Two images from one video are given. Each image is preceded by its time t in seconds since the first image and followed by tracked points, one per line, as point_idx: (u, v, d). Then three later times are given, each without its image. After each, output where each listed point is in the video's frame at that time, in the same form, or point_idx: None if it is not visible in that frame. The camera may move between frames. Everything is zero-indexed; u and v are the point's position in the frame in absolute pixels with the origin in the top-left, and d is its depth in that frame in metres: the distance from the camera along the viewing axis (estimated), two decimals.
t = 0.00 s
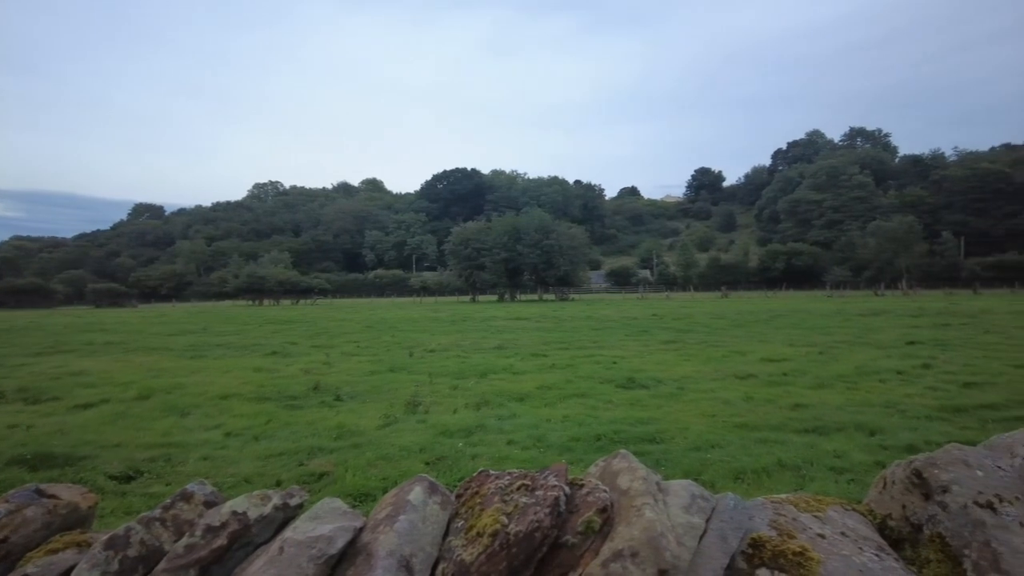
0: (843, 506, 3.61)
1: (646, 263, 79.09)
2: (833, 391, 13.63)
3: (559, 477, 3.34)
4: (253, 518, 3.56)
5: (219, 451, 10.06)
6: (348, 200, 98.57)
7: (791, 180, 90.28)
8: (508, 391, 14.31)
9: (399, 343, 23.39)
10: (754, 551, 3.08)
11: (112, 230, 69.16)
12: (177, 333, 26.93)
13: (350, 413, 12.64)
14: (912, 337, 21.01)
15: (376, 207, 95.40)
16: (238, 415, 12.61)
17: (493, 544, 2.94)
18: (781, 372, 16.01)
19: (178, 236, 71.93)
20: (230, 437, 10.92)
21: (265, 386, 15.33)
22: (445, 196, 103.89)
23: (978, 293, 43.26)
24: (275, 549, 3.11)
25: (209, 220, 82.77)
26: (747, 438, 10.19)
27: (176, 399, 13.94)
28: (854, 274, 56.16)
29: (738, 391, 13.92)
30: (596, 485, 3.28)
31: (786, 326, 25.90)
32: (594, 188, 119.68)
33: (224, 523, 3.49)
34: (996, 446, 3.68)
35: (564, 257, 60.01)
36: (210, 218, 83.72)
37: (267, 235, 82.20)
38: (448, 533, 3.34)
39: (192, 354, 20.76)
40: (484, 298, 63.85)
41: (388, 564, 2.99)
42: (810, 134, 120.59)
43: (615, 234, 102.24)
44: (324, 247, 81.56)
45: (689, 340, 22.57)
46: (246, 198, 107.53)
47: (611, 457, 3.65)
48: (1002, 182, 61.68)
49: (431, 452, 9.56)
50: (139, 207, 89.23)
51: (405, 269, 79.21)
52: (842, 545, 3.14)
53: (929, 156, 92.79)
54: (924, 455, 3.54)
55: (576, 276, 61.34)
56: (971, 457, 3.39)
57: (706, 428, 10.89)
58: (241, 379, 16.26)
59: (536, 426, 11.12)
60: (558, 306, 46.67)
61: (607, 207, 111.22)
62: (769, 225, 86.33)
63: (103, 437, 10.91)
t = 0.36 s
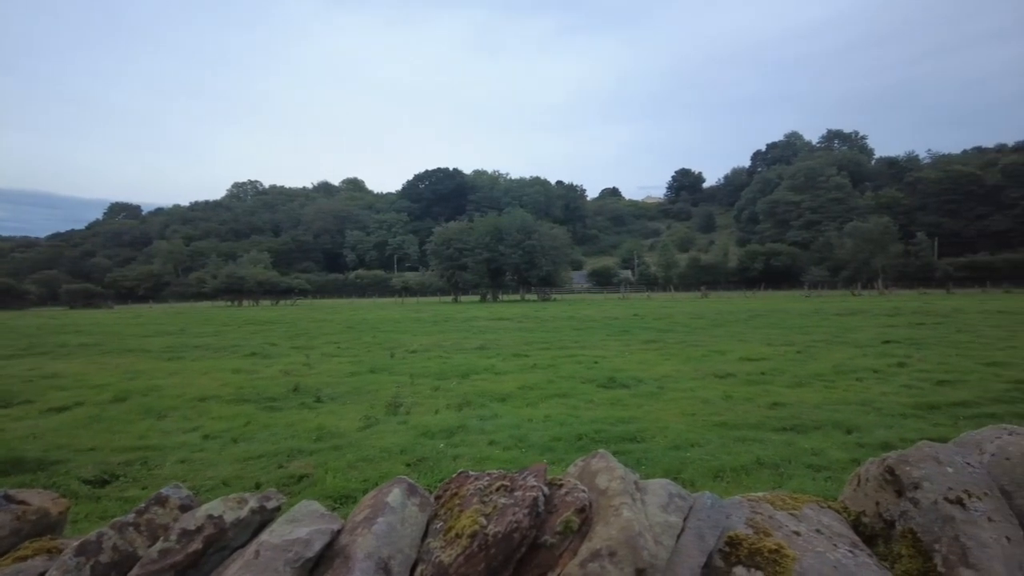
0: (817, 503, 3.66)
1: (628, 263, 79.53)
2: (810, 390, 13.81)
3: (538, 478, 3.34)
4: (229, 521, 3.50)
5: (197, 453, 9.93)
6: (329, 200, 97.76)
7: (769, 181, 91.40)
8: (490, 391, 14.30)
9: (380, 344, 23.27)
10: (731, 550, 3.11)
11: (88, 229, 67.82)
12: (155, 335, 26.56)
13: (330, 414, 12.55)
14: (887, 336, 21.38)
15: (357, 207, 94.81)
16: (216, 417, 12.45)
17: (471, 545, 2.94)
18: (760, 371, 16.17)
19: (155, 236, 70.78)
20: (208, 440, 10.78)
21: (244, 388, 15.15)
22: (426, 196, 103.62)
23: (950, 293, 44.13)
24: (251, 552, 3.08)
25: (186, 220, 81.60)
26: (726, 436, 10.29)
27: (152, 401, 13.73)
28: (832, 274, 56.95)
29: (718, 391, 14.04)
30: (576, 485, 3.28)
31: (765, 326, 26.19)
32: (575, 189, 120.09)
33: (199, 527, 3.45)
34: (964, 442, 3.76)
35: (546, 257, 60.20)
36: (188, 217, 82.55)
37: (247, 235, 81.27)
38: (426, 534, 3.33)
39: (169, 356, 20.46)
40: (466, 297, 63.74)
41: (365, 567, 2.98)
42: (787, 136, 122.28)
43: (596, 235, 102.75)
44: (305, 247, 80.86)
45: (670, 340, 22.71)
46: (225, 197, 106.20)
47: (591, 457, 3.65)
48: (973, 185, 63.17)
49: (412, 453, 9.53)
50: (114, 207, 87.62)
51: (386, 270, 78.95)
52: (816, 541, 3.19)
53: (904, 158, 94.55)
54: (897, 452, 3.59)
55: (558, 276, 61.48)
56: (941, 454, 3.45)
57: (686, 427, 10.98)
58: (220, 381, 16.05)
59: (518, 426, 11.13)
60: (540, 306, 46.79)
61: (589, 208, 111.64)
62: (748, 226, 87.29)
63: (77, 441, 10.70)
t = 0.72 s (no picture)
0: (793, 500, 3.71)
1: (609, 264, 79.95)
2: (789, 389, 13.97)
3: (516, 477, 3.35)
4: (206, 524, 3.45)
5: (174, 456, 9.81)
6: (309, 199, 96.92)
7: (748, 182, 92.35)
8: (472, 392, 14.28)
9: (361, 345, 23.14)
10: (709, 547, 3.14)
11: (61, 227, 66.37)
12: (131, 336, 26.16)
13: (310, 416, 12.45)
14: (863, 335, 21.70)
15: (338, 207, 94.14)
16: (194, 419, 12.29)
17: (450, 545, 2.94)
18: (739, 370, 16.34)
19: (132, 236, 69.56)
20: (186, 442, 10.65)
21: (223, 390, 14.97)
22: (408, 196, 103.25)
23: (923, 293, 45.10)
24: (227, 555, 3.04)
25: (163, 219, 80.32)
26: (706, 435, 10.39)
27: (129, 403, 13.52)
28: (809, 274, 57.70)
29: (698, 390, 14.14)
30: (554, 485, 3.30)
31: (744, 326, 26.47)
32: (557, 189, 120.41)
33: (175, 531, 3.41)
34: (935, 439, 3.83)
35: (528, 257, 60.17)
36: (165, 217, 81.29)
37: (226, 235, 80.27)
38: (405, 535, 3.33)
39: (146, 357, 20.17)
40: (448, 298, 63.58)
41: (345, 567, 2.97)
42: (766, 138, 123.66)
43: (578, 235, 103.08)
44: (284, 247, 79.98)
45: (650, 340, 22.86)
46: (203, 197, 104.84)
47: (570, 456, 3.67)
48: (946, 187, 64.52)
49: (393, 454, 9.49)
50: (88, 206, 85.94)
51: (367, 270, 78.60)
52: (792, 538, 3.23)
53: (880, 161, 96.14)
54: (868, 450, 3.67)
55: (540, 276, 61.57)
56: (912, 451, 3.51)
57: (666, 426, 11.06)
58: (199, 382, 15.85)
59: (500, 426, 11.13)
60: (521, 306, 46.83)
61: (570, 208, 111.95)
62: (728, 227, 88.15)
63: (51, 444, 10.51)
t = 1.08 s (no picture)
0: (770, 497, 3.76)
1: (591, 264, 80.26)
2: (768, 388, 14.13)
3: (498, 476, 3.36)
4: (184, 527, 3.42)
5: (152, 459, 9.68)
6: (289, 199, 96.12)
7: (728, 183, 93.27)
8: (454, 392, 14.25)
9: (342, 346, 23.00)
10: (688, 544, 3.17)
11: (33, 227, 64.98)
12: (106, 337, 25.70)
13: (290, 417, 12.35)
14: (840, 335, 22.02)
15: (318, 207, 93.44)
16: (172, 421, 12.14)
17: (430, 545, 2.94)
18: (718, 369, 16.49)
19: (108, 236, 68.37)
20: (164, 444, 10.51)
21: (202, 392, 14.82)
22: (389, 196, 102.85)
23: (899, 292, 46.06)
24: (205, 557, 3.02)
25: (140, 219, 79.05)
26: (685, 434, 10.47)
27: (104, 406, 13.29)
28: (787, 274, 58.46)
29: (678, 389, 14.24)
30: (533, 483, 3.32)
31: (723, 325, 26.73)
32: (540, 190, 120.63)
33: (152, 533, 3.37)
34: (907, 436, 3.90)
35: (510, 257, 60.16)
36: (142, 216, 79.99)
37: (204, 235, 79.27)
38: (385, 536, 3.32)
39: (122, 359, 19.86)
40: (430, 298, 63.41)
41: (324, 568, 2.97)
42: (745, 140, 125.10)
43: (559, 236, 103.39)
44: (263, 246, 79.21)
45: (632, 339, 22.98)
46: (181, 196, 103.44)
47: (549, 455, 3.69)
48: (920, 189, 65.83)
49: (374, 455, 9.45)
50: (62, 205, 84.23)
51: (348, 270, 78.21)
52: (768, 535, 3.28)
53: (856, 163, 97.66)
54: (844, 447, 3.73)
55: (522, 277, 61.64)
56: (885, 447, 3.58)
57: (647, 425, 11.13)
58: (176, 384, 15.63)
59: (482, 427, 11.13)
60: (503, 306, 46.88)
61: (552, 208, 112.20)
62: (708, 227, 88.95)
63: (23, 449, 10.30)
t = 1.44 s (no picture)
0: (750, 495, 3.80)
1: (575, 265, 80.49)
2: (749, 387, 14.24)
3: (479, 477, 3.36)
4: (162, 529, 3.37)
5: (131, 462, 9.55)
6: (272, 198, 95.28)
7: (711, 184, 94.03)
8: (438, 393, 14.22)
9: (326, 346, 22.85)
10: (668, 542, 3.21)
11: (9, 227, 63.67)
12: (84, 338, 25.31)
13: (273, 419, 12.24)
14: (820, 334, 22.25)
15: (301, 206, 92.74)
16: (152, 423, 11.98)
17: (411, 545, 2.94)
18: (701, 368, 16.61)
19: (86, 236, 67.21)
20: (143, 447, 10.37)
21: (183, 393, 14.64)
22: (373, 195, 102.41)
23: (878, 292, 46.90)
24: (183, 559, 2.98)
25: (119, 218, 77.88)
26: (669, 433, 10.53)
27: (82, 408, 13.10)
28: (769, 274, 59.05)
29: (661, 388, 14.33)
30: (516, 482, 3.32)
31: (705, 325, 26.91)
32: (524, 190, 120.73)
33: (129, 536, 3.33)
34: (883, 433, 3.96)
35: (495, 258, 60.07)
36: (121, 215, 78.81)
37: (185, 235, 78.32)
38: (367, 536, 3.31)
39: (100, 360, 19.56)
40: (414, 298, 63.18)
41: (304, 571, 2.95)
42: (727, 141, 126.24)
43: (544, 236, 103.58)
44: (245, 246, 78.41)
45: (616, 339, 23.06)
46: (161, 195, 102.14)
47: (530, 455, 3.70)
48: (899, 190, 66.86)
49: (358, 457, 9.40)
50: (39, 204, 82.71)
51: (331, 270, 77.83)
52: (748, 531, 3.31)
53: (836, 164, 98.99)
54: (822, 444, 3.77)
55: (507, 277, 61.62)
56: (862, 444, 3.63)
57: (630, 424, 11.18)
58: (157, 386, 15.43)
59: (466, 427, 11.13)
60: (487, 306, 46.92)
61: (536, 208, 112.35)
62: (691, 228, 89.55)
63: None
